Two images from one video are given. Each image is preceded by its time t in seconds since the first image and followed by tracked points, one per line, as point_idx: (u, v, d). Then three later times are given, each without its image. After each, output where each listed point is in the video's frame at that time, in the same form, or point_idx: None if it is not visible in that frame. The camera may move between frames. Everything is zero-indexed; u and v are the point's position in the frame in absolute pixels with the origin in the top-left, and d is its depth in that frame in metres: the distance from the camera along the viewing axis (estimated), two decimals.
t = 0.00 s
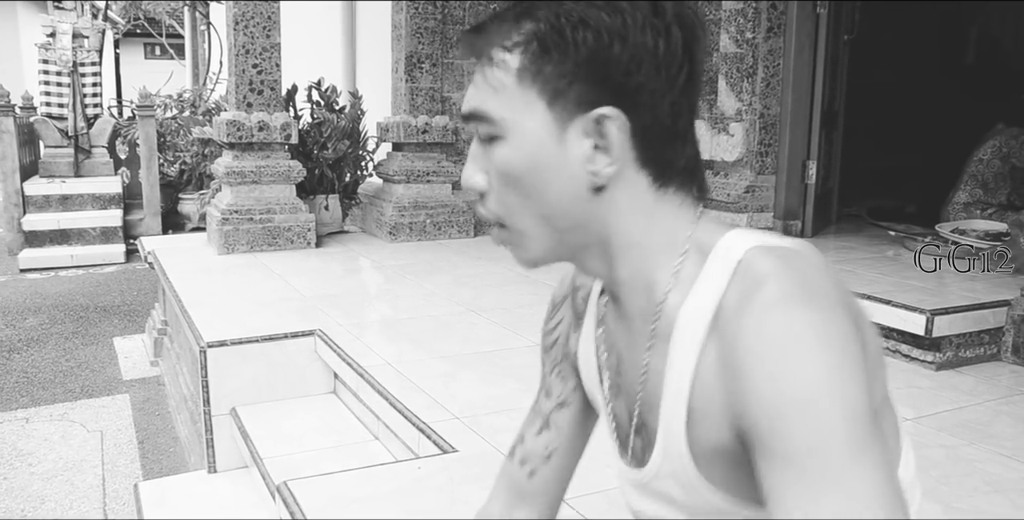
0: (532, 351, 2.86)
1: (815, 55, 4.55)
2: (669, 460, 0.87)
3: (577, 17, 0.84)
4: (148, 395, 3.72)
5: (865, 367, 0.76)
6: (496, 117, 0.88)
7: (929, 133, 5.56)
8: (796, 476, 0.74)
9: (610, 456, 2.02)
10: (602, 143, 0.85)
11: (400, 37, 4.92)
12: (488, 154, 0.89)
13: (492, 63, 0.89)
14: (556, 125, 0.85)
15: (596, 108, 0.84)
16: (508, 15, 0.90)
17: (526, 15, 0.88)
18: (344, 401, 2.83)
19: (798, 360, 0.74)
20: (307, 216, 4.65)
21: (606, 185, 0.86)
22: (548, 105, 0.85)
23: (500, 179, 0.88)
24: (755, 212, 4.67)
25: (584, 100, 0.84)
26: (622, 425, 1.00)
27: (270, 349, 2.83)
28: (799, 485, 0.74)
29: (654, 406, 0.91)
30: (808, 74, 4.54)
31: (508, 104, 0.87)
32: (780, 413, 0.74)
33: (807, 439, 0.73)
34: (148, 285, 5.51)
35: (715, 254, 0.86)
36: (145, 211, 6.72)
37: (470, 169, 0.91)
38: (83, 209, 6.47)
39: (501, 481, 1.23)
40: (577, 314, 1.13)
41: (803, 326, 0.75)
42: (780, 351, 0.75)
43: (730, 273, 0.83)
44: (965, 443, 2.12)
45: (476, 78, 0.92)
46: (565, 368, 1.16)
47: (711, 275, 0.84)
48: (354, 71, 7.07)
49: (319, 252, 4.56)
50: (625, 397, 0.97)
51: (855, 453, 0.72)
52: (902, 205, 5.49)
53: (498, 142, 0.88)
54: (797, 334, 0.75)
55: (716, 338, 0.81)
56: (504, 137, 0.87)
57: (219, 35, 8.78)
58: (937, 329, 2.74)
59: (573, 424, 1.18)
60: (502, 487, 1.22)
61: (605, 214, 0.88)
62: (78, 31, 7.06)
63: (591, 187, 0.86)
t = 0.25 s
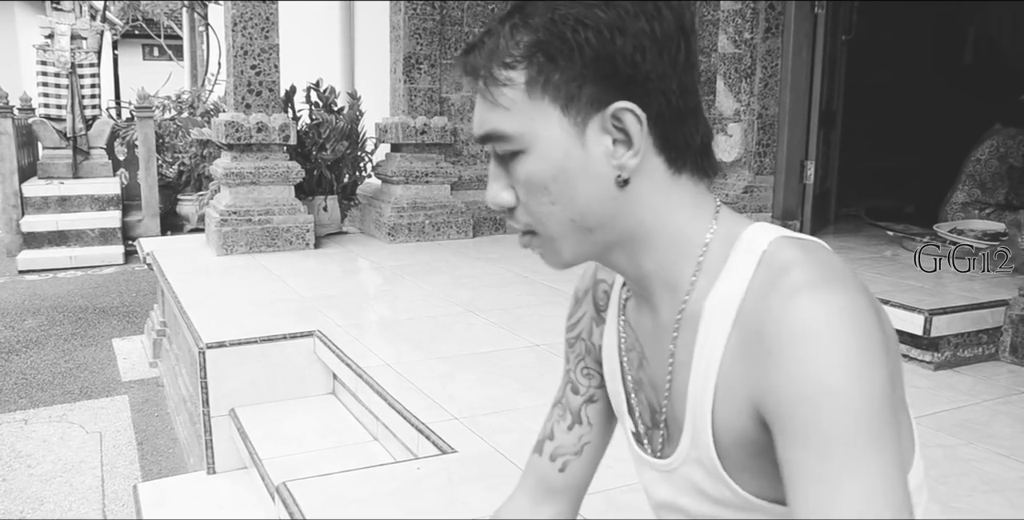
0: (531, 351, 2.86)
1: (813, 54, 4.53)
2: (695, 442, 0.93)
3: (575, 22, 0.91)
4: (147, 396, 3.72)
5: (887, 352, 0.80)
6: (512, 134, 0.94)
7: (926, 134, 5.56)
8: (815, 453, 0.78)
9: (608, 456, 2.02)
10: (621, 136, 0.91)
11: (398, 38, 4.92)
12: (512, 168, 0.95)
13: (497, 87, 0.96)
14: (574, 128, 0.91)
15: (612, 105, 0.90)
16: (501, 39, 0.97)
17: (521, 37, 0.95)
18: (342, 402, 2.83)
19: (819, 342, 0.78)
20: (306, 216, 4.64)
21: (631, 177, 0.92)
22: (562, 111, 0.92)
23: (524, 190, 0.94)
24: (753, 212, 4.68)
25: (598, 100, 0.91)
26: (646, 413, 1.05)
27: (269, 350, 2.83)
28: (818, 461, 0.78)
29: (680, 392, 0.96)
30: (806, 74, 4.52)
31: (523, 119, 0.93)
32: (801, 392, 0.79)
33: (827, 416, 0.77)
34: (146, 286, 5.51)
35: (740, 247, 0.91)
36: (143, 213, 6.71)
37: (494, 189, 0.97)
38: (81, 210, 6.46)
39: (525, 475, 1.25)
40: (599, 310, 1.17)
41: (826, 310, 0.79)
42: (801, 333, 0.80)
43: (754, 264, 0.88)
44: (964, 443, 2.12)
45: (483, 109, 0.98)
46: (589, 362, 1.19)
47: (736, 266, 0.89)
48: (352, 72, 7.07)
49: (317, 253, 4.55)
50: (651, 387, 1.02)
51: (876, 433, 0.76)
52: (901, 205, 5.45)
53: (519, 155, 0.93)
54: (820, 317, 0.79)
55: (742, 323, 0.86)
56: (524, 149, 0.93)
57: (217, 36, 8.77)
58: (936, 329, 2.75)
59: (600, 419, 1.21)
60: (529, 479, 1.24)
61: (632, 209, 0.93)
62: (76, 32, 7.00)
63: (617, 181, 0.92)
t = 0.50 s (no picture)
0: (527, 352, 2.87)
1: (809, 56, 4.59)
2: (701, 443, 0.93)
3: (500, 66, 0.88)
4: (142, 396, 3.71)
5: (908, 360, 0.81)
6: (500, 188, 0.94)
7: (920, 136, 5.57)
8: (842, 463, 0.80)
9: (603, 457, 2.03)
10: (595, 154, 0.90)
11: (394, 38, 4.91)
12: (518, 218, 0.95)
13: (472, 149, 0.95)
14: (549, 164, 0.90)
15: (574, 129, 0.88)
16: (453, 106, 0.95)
17: (465, 94, 0.92)
18: (338, 403, 2.83)
19: (846, 353, 0.79)
20: (302, 217, 4.64)
21: (617, 188, 0.91)
22: (529, 152, 0.90)
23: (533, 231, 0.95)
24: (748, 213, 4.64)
25: (558, 130, 0.89)
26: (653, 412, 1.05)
27: (265, 351, 2.83)
28: (844, 469, 0.80)
29: (691, 392, 0.96)
30: (801, 75, 4.57)
31: (503, 171, 0.93)
32: (826, 402, 0.79)
33: (855, 427, 0.78)
34: (142, 286, 5.50)
35: (754, 250, 0.91)
36: (139, 212, 6.70)
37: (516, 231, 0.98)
38: (76, 210, 6.45)
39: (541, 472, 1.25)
40: (611, 310, 1.16)
41: (851, 320, 0.80)
42: (826, 343, 0.80)
43: (771, 268, 0.88)
44: (958, 444, 2.13)
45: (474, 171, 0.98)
46: (600, 363, 1.18)
47: (751, 270, 0.89)
48: (349, 73, 7.07)
49: (313, 254, 4.55)
50: (659, 386, 1.03)
51: (901, 443, 0.78)
52: (896, 206, 5.49)
53: (516, 203, 0.94)
54: (844, 329, 0.80)
55: (760, 326, 0.87)
56: (518, 198, 0.93)
57: (213, 36, 8.77)
58: (930, 330, 2.75)
59: (611, 420, 1.20)
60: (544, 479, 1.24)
61: (629, 220, 0.92)
62: (72, 32, 7.02)
63: (605, 193, 0.91)
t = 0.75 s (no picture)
0: (516, 351, 2.87)
1: (797, 55, 4.64)
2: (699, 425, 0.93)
3: (522, 100, 0.82)
4: (131, 396, 3.70)
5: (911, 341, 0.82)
6: (535, 233, 0.87)
7: (907, 136, 5.58)
8: (863, 449, 0.79)
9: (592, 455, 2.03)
10: (624, 162, 0.87)
11: (384, 37, 4.91)
12: (554, 265, 0.88)
13: (494, 203, 0.87)
14: (587, 187, 0.86)
15: (607, 139, 0.86)
16: (455, 170, 0.87)
17: (474, 149, 0.85)
18: (327, 402, 2.83)
19: (853, 340, 0.78)
20: (291, 216, 4.63)
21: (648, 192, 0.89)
22: (568, 178, 0.85)
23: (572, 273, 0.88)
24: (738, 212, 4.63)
25: (591, 148, 0.85)
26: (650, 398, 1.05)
27: (253, 350, 2.82)
28: (867, 455, 0.79)
29: (690, 377, 0.97)
30: (791, 74, 4.63)
31: (540, 211, 0.86)
32: (842, 390, 0.79)
33: (874, 412, 0.78)
34: (131, 285, 5.48)
35: (754, 237, 0.90)
36: (127, 211, 6.68)
37: (542, 281, 0.90)
38: (64, 209, 6.42)
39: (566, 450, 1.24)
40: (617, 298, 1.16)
41: (855, 307, 0.80)
42: (834, 332, 0.79)
43: (770, 255, 0.87)
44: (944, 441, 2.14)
45: (491, 233, 0.90)
46: (608, 349, 1.18)
47: (750, 257, 0.89)
48: (339, 72, 7.07)
49: (302, 253, 4.54)
50: (660, 372, 1.03)
51: (922, 423, 0.78)
52: (882, 206, 5.49)
53: (556, 243, 0.87)
54: (850, 316, 0.79)
55: (760, 313, 0.86)
56: (559, 235, 0.87)
57: (202, 35, 8.74)
58: (917, 328, 2.77)
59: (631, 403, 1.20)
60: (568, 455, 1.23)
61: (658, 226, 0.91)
62: (59, 29, 7.06)
63: (641, 200, 0.88)
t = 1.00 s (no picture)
0: (506, 347, 2.87)
1: (787, 52, 4.65)
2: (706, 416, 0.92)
3: (565, 90, 0.79)
4: (120, 394, 3.68)
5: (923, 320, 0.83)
6: (569, 231, 0.82)
7: (896, 134, 5.60)
8: (902, 431, 0.80)
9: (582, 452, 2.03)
10: (652, 155, 0.85)
11: (374, 34, 4.90)
12: (585, 264, 0.84)
13: (527, 202, 0.82)
14: (622, 182, 0.83)
15: (639, 132, 0.83)
16: (484, 165, 0.81)
17: (503, 142, 0.80)
18: (317, 399, 2.82)
19: (885, 327, 0.78)
20: (281, 213, 4.62)
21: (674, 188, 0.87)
22: (604, 175, 0.82)
23: (603, 272, 0.84)
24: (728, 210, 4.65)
25: (624, 144, 0.83)
26: (647, 390, 1.03)
27: (243, 347, 2.81)
28: (908, 437, 0.80)
29: (695, 371, 0.95)
30: (780, 72, 4.64)
31: (573, 207, 0.82)
32: (881, 378, 0.79)
33: (914, 395, 0.78)
34: (120, 282, 5.46)
35: (760, 230, 0.89)
36: (116, 208, 6.65)
37: (563, 282, 0.85)
38: (53, 206, 6.39)
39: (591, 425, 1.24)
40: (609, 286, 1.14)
41: (879, 294, 0.80)
42: (866, 323, 0.79)
43: (783, 247, 0.86)
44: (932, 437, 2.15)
45: (516, 233, 0.84)
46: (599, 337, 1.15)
47: (761, 251, 0.88)
48: (329, 70, 7.06)
49: (292, 250, 4.53)
50: (659, 366, 1.01)
51: (953, 400, 0.80)
52: (872, 202, 5.46)
53: (589, 240, 0.83)
54: (878, 305, 0.79)
55: (776, 305, 0.86)
56: (591, 231, 0.83)
57: (191, 31, 8.71)
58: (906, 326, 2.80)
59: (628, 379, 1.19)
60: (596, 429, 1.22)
61: (680, 221, 0.89)
62: (47, 25, 6.96)
63: (665, 195, 0.86)
